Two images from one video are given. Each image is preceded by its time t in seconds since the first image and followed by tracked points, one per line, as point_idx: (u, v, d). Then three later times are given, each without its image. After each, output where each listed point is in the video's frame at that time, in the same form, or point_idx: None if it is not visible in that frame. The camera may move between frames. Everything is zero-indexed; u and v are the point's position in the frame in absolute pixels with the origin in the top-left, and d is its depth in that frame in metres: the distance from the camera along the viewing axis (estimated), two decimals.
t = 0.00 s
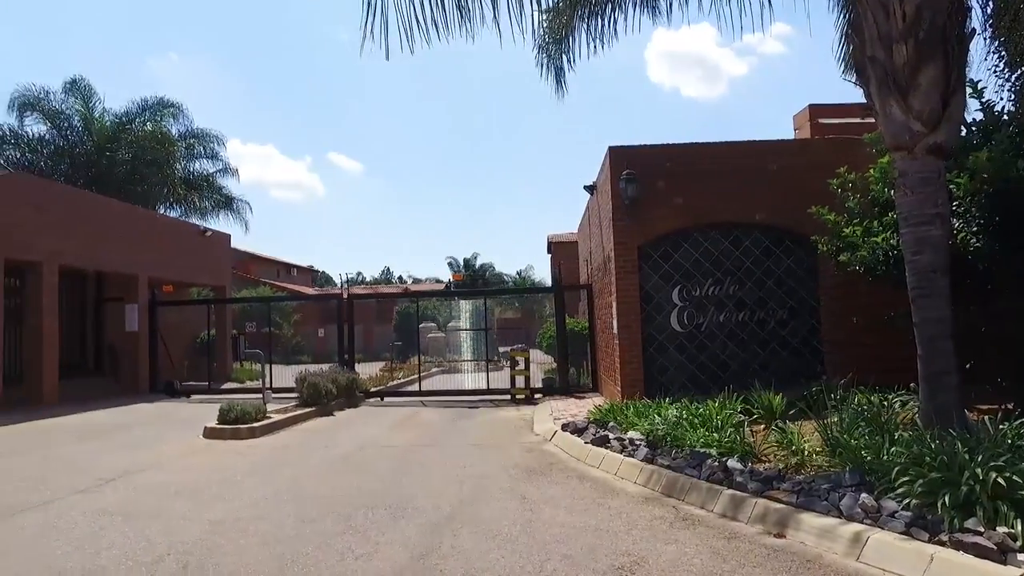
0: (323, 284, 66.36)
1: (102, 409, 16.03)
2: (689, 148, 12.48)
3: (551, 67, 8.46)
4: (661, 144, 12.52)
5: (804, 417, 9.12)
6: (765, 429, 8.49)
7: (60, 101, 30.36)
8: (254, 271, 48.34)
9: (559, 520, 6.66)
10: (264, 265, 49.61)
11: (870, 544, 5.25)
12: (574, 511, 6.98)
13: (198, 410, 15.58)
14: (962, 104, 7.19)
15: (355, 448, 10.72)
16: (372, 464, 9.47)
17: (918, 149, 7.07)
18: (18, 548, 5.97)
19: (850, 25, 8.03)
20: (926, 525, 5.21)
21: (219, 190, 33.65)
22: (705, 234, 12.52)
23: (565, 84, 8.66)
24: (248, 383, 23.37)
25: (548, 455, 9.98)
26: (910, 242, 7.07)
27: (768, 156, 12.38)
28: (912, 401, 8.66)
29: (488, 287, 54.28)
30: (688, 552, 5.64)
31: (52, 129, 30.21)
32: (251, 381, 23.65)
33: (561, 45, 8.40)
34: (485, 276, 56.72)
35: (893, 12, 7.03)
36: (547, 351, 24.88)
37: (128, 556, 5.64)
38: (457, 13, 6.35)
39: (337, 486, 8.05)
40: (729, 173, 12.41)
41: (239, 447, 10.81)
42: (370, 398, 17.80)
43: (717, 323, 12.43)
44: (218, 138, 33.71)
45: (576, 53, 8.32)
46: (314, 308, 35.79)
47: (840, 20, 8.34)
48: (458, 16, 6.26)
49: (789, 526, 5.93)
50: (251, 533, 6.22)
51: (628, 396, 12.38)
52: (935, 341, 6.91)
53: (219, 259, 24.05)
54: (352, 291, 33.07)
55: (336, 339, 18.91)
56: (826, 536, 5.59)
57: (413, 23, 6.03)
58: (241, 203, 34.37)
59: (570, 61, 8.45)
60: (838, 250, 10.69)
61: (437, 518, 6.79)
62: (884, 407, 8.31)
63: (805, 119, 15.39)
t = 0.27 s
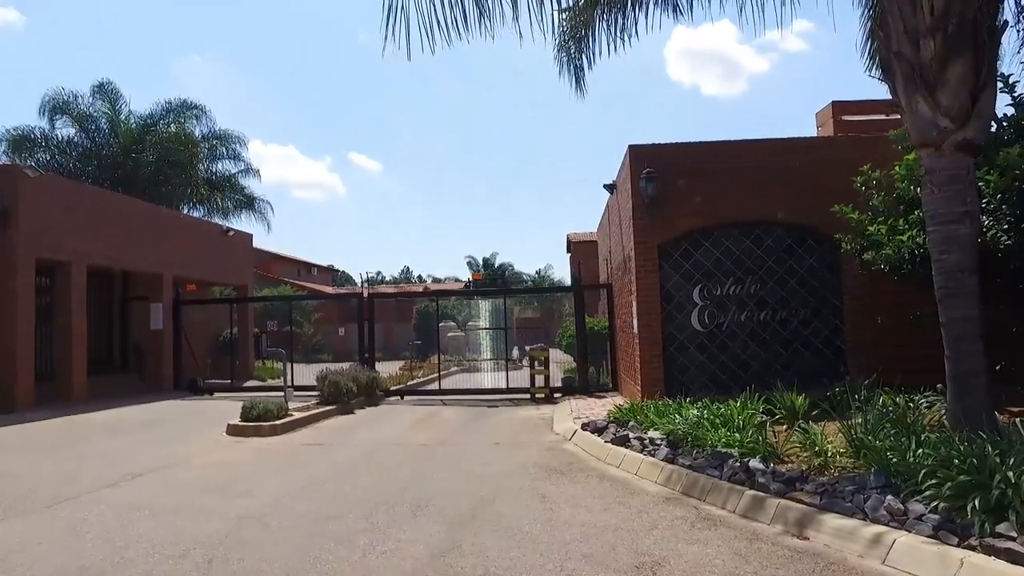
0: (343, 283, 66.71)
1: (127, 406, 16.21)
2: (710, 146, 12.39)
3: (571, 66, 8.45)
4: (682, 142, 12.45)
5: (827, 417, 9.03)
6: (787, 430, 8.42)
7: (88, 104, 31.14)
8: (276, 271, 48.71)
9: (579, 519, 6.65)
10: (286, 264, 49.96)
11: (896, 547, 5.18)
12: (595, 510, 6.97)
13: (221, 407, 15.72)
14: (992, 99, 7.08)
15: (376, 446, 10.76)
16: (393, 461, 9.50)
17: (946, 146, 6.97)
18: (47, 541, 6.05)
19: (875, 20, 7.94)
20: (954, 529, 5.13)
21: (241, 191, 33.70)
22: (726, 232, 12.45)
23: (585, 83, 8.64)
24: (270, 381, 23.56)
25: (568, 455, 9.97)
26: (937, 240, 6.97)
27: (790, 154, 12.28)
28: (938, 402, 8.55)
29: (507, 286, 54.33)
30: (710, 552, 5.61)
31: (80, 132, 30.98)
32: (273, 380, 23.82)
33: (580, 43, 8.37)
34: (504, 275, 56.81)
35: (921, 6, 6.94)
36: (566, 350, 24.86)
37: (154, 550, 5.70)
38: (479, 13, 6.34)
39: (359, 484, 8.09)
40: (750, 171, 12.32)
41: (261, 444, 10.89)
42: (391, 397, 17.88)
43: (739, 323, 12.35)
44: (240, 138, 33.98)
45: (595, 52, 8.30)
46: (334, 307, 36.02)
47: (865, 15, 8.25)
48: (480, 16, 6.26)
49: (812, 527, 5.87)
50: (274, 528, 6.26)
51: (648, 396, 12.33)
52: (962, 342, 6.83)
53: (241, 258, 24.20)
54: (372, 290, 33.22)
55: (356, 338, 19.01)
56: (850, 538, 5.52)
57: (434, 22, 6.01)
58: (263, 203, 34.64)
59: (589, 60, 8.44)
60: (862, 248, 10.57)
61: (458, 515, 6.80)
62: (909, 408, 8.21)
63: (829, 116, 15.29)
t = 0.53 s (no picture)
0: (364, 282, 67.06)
1: (153, 403, 16.39)
2: (733, 144, 12.30)
3: (592, 65, 8.42)
4: (704, 140, 12.37)
5: (852, 418, 8.93)
6: (811, 431, 8.33)
7: (116, 107, 31.62)
8: (298, 271, 49.02)
9: (600, 519, 6.63)
10: (308, 263, 50.27)
11: (924, 551, 5.08)
12: (617, 510, 6.94)
13: (244, 405, 15.85)
14: None
15: (398, 444, 10.80)
16: (415, 459, 9.53)
17: (976, 142, 6.84)
18: (76, 535, 6.13)
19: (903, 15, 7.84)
20: (984, 533, 5.04)
21: (263, 191, 33.88)
22: (748, 231, 12.35)
23: (606, 81, 8.61)
24: (292, 379, 23.71)
25: (589, 454, 9.95)
26: (966, 238, 6.87)
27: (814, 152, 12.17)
28: (967, 404, 8.42)
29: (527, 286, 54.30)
30: (732, 553, 5.56)
31: (108, 134, 31.41)
32: (295, 378, 23.97)
33: (601, 42, 8.34)
34: (524, 274, 56.79)
35: None
36: (587, 349, 24.80)
37: (180, 545, 5.76)
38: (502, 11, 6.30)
39: (381, 481, 8.12)
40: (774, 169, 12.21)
41: (284, 442, 10.96)
42: (412, 396, 17.93)
43: (761, 322, 12.25)
44: (262, 139, 34.19)
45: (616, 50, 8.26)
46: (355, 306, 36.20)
47: (893, 10, 8.14)
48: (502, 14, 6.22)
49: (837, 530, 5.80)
50: (297, 525, 6.30)
51: (670, 397, 12.26)
52: (992, 342, 6.73)
53: (263, 258, 24.36)
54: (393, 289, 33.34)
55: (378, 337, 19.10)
56: (876, 540, 5.45)
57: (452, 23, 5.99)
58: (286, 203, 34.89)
59: (611, 58, 8.39)
60: (888, 247, 10.44)
61: (479, 514, 6.81)
62: (936, 410, 8.09)
63: (854, 113, 15.18)
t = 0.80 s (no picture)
0: (389, 281, 67.41)
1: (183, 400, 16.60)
2: (760, 142, 12.19)
3: (620, 63, 8.38)
4: (731, 138, 12.28)
5: (884, 420, 8.80)
6: (841, 432, 8.22)
7: (148, 110, 32.11)
8: (325, 270, 49.40)
9: (626, 519, 6.61)
10: (333, 262, 50.62)
11: (961, 556, 4.97)
12: (643, 509, 6.91)
13: (272, 403, 16.00)
14: None
15: (423, 442, 10.83)
16: (440, 458, 9.56)
17: (1015, 138, 6.65)
18: (111, 528, 6.23)
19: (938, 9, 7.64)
20: None
21: (290, 191, 34.20)
22: (776, 229, 12.24)
23: (634, 79, 8.56)
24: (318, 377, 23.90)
25: (615, 454, 9.91)
26: (1003, 235, 6.76)
27: (844, 149, 12.01)
28: (1003, 406, 8.26)
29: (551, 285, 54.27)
30: (760, 555, 5.51)
31: (140, 136, 31.83)
32: (321, 376, 24.15)
33: (629, 40, 8.29)
34: (548, 274, 56.77)
35: None
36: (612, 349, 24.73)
37: (212, 539, 5.83)
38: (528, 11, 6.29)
39: (406, 479, 8.16)
40: (803, 166, 12.07)
41: (311, 439, 11.05)
42: (437, 394, 17.99)
43: (789, 322, 12.13)
44: (290, 141, 34.49)
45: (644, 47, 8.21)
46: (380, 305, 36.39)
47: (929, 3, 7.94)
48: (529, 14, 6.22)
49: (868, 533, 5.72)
50: (325, 521, 6.34)
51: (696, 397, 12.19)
52: None
53: (291, 257, 24.56)
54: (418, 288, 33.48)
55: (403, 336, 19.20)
56: (908, 545, 5.36)
57: (478, 23, 5.99)
58: (312, 203, 35.15)
59: (638, 57, 8.35)
60: (920, 246, 10.29)
61: (505, 512, 6.81)
62: (971, 411, 7.94)
63: (886, 108, 15.05)
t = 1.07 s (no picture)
0: (410, 280, 67.66)
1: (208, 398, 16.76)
2: (785, 140, 12.08)
3: (644, 61, 8.31)
4: (755, 137, 12.18)
5: (911, 422, 8.68)
6: (868, 434, 8.13)
7: (175, 112, 32.48)
8: (347, 270, 49.72)
9: (648, 519, 6.58)
10: (356, 262, 50.92)
11: (995, 561, 4.86)
12: (665, 510, 6.88)
13: (295, 401, 16.12)
14: None
15: (446, 441, 10.86)
16: (462, 457, 9.58)
17: None
18: (140, 522, 6.30)
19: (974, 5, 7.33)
20: None
21: (313, 191, 34.43)
22: (801, 228, 12.13)
23: (659, 78, 8.49)
24: (340, 376, 24.05)
25: (637, 454, 9.88)
26: None
27: (871, 146, 11.85)
28: None
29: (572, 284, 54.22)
30: (784, 557, 5.46)
31: (167, 138, 32.19)
32: (344, 375, 24.28)
33: (653, 38, 8.21)
34: (570, 273, 56.71)
35: None
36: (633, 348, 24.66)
37: (238, 535, 5.88)
38: (552, 11, 6.25)
39: (429, 477, 8.18)
40: (829, 165, 11.94)
41: (334, 437, 11.11)
42: (459, 393, 18.03)
43: (814, 322, 12.02)
44: (313, 142, 34.71)
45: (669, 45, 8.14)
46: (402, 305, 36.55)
47: None
48: (553, 14, 6.18)
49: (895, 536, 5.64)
50: (348, 519, 6.37)
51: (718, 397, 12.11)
52: None
53: (314, 256, 24.71)
54: (439, 288, 33.57)
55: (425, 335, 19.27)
56: (937, 549, 5.28)
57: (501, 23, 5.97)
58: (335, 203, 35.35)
59: (662, 55, 8.28)
60: (950, 244, 10.14)
61: (527, 511, 6.81)
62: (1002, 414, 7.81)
63: (915, 103, 14.94)
